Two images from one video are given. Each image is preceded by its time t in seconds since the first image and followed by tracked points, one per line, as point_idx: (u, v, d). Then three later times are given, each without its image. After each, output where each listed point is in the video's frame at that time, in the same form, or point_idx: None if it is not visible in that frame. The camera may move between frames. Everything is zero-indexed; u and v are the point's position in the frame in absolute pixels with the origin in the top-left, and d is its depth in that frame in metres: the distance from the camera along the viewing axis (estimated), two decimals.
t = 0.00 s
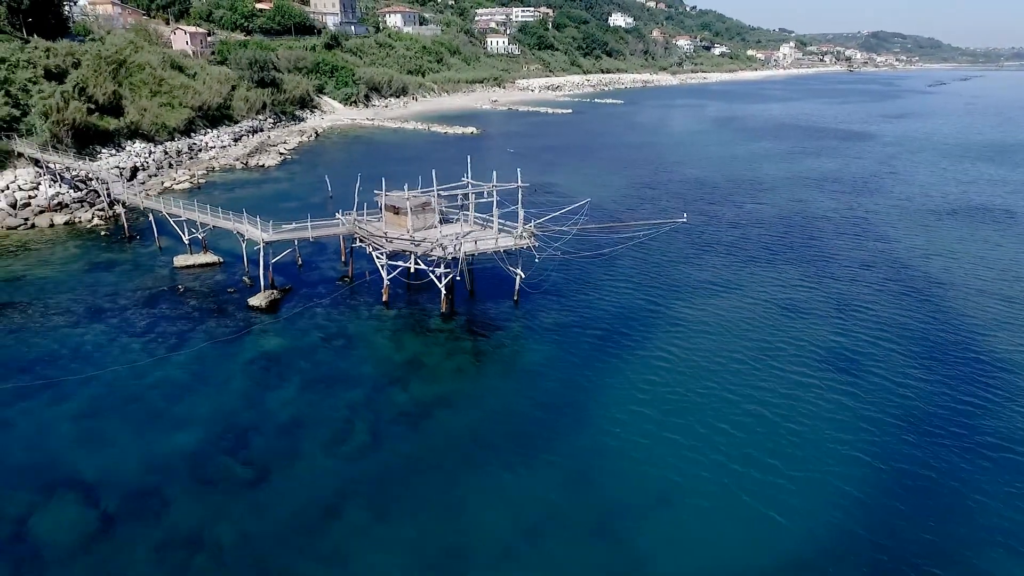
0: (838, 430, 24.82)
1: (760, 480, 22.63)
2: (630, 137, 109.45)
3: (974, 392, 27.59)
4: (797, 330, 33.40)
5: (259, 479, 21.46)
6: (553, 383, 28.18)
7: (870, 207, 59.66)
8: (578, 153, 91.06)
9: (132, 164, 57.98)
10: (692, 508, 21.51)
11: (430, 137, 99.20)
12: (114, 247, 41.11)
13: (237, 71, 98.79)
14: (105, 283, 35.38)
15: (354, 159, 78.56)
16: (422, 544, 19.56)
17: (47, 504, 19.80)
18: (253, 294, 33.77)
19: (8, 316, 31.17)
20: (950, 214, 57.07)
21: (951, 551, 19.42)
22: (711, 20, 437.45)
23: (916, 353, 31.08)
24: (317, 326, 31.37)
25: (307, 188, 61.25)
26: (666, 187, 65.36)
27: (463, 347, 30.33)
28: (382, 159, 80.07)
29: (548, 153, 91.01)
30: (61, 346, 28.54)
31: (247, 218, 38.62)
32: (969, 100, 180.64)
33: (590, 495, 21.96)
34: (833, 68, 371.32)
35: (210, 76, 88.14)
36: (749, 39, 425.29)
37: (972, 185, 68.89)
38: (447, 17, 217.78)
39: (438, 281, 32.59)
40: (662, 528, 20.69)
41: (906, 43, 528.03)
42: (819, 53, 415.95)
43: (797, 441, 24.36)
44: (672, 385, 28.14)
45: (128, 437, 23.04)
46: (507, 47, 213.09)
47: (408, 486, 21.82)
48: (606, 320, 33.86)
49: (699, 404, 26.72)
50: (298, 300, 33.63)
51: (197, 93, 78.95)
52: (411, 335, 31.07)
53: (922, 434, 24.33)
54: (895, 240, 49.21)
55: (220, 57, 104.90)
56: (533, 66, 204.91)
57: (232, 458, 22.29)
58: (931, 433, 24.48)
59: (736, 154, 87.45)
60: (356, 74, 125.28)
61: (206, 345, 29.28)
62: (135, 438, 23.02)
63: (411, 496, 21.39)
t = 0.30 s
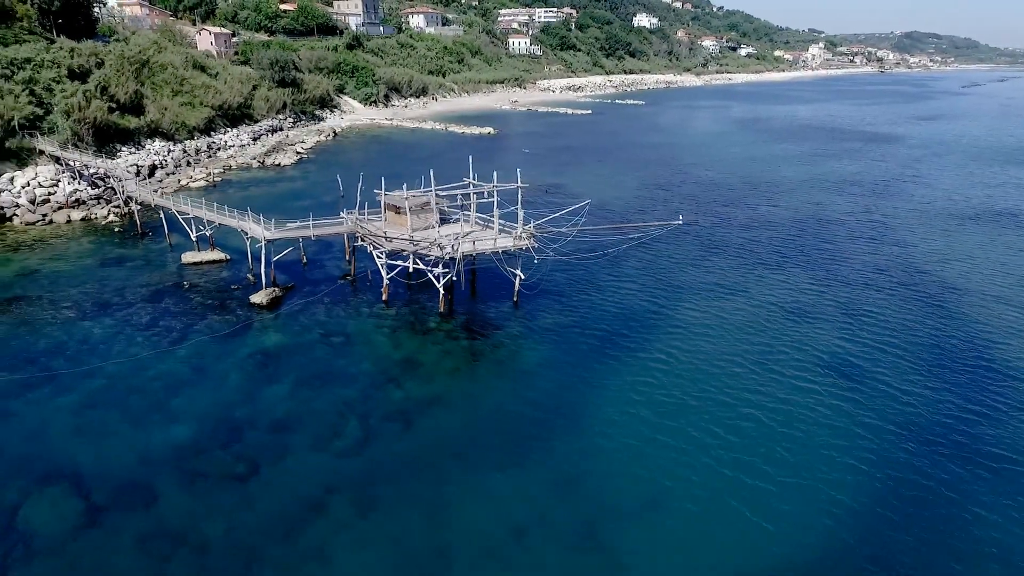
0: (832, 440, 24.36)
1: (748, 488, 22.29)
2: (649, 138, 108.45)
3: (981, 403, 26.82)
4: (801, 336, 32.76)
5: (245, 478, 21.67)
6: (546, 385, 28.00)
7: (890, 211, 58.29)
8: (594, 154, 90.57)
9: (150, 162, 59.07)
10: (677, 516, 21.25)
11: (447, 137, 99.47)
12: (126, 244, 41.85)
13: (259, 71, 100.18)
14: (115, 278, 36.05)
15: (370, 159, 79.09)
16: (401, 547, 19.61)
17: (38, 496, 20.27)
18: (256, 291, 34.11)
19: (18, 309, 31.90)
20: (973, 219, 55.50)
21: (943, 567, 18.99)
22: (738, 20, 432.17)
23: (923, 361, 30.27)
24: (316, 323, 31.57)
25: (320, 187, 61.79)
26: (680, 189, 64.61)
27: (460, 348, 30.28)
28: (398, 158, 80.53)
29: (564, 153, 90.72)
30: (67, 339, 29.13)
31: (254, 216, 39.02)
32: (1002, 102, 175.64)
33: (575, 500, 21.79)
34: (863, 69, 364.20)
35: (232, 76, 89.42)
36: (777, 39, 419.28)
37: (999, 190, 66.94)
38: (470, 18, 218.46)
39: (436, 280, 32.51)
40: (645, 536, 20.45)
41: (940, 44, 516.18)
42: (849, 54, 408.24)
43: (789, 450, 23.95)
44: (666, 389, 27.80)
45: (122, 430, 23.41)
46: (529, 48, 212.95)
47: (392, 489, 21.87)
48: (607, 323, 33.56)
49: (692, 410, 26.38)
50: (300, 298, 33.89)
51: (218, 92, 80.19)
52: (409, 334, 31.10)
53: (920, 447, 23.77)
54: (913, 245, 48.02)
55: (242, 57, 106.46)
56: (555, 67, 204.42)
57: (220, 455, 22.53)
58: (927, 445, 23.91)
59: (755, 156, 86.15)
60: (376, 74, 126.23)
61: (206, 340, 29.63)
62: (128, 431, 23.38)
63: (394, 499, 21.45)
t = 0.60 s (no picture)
0: (824, 452, 23.92)
1: (731, 497, 22.05)
2: (669, 140, 107.32)
3: (987, 416, 26.03)
4: (805, 344, 32.18)
5: (230, 474, 21.98)
6: (537, 387, 27.91)
7: (910, 216, 56.84)
8: (612, 155, 90.02)
9: (169, 160, 60.18)
10: (656, 523, 21.13)
11: (464, 138, 99.65)
12: (139, 240, 42.66)
13: (280, 71, 101.46)
14: (124, 274, 36.76)
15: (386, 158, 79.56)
16: (377, 545, 19.72)
17: (28, 486, 20.83)
18: (259, 289, 34.49)
19: (29, 302, 32.65)
20: (997, 225, 53.82)
21: None
22: (767, 21, 426.28)
23: (931, 372, 29.45)
24: (315, 322, 31.81)
25: (334, 186, 62.33)
26: (695, 191, 63.83)
27: (456, 348, 30.26)
28: (413, 158, 80.88)
29: (581, 154, 90.29)
30: (72, 332, 29.76)
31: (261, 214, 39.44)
32: None
33: (555, 504, 21.71)
34: (895, 70, 356.23)
35: (253, 76, 90.72)
36: (806, 40, 412.44)
37: None
38: (493, 19, 218.76)
39: (435, 280, 32.54)
40: (622, 542, 20.28)
41: (977, 45, 502.83)
42: (880, 55, 399.82)
43: (777, 461, 23.60)
44: (658, 396, 27.60)
45: (116, 422, 23.87)
46: (552, 48, 212.59)
47: (374, 487, 22.00)
48: (606, 327, 33.31)
49: (682, 418, 26.15)
50: (302, 296, 34.20)
51: (239, 92, 81.42)
52: (407, 334, 31.20)
53: (915, 461, 23.18)
54: (931, 251, 46.75)
55: (265, 58, 107.96)
56: (578, 68, 203.68)
57: (207, 450, 22.86)
58: (922, 459, 23.34)
59: (775, 159, 84.80)
60: (397, 74, 126.93)
61: (206, 336, 30.03)
62: (122, 423, 23.82)
63: (374, 497, 21.58)
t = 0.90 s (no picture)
0: (816, 462, 23.57)
1: (716, 504, 21.80)
2: (689, 141, 106.13)
3: (993, 428, 25.30)
4: (807, 351, 31.66)
5: (219, 468, 22.37)
6: (532, 386, 27.89)
7: (932, 220, 55.33)
8: (629, 156, 89.46)
9: (187, 159, 61.34)
10: (636, 524, 21.00)
11: (482, 138, 99.72)
12: (151, 237, 43.48)
13: (302, 71, 102.64)
14: (134, 269, 37.49)
15: (402, 158, 80.02)
16: (357, 542, 19.91)
17: (24, 474, 21.47)
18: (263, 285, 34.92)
19: (40, 295, 33.46)
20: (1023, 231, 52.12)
21: None
22: (796, 21, 419.57)
23: (939, 381, 28.68)
24: (315, 319, 32.10)
25: (347, 185, 62.81)
26: (710, 194, 63.00)
27: (452, 348, 30.30)
28: (430, 158, 81.20)
29: (598, 155, 89.81)
30: (79, 325, 30.44)
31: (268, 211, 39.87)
32: None
33: (539, 505, 21.63)
34: (928, 71, 347.90)
35: (275, 75, 91.85)
36: (836, 40, 404.97)
37: None
38: (516, 19, 218.83)
39: (435, 280, 32.60)
40: (605, 545, 20.18)
41: (1015, 45, 488.73)
42: (913, 56, 390.96)
43: (770, 468, 23.28)
44: (654, 399, 27.41)
45: (113, 414, 24.40)
46: (574, 49, 211.94)
47: (359, 484, 22.15)
48: (606, 330, 33.11)
49: (676, 422, 25.96)
50: (304, 293, 34.53)
51: (259, 91, 82.58)
52: (405, 333, 31.32)
53: (909, 474, 22.74)
54: (950, 257, 45.48)
55: (288, 57, 109.31)
56: (601, 69, 202.75)
57: (199, 444, 23.29)
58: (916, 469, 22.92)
59: (795, 162, 83.33)
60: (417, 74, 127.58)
61: (207, 332, 30.51)
62: (119, 415, 24.35)
63: (360, 493, 21.75)
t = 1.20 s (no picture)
0: (808, 475, 23.26)
1: (701, 510, 21.85)
2: (708, 143, 104.92)
3: (994, 444, 24.74)
4: (808, 358, 31.14)
5: (207, 463, 22.68)
6: (524, 388, 28.05)
7: (952, 225, 53.93)
8: (645, 157, 88.69)
9: (203, 157, 62.30)
10: (620, 528, 21.06)
11: (499, 138, 99.71)
12: (162, 234, 44.21)
13: (321, 70, 103.63)
14: (142, 265, 38.13)
15: (416, 157, 80.34)
16: (340, 539, 20.15)
17: (16, 463, 21.92)
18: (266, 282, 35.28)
19: (49, 290, 34.14)
20: None
21: None
22: (825, 20, 412.48)
23: (940, 395, 28.14)
24: (314, 317, 32.33)
25: (360, 184, 63.26)
26: (724, 196, 62.15)
27: (448, 349, 30.31)
28: (445, 158, 81.43)
29: (613, 156, 89.16)
30: (83, 320, 31.01)
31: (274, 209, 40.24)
32: None
33: (523, 507, 21.72)
34: (961, 73, 339.66)
35: (294, 75, 92.79)
36: (867, 41, 397.42)
37: None
38: (538, 19, 218.52)
39: (433, 280, 32.59)
40: (588, 551, 20.12)
41: None
42: (946, 57, 381.95)
43: (758, 477, 23.23)
44: (645, 403, 27.50)
45: (108, 407, 24.83)
46: (596, 49, 210.98)
47: (346, 482, 22.41)
48: (605, 332, 32.88)
49: (666, 427, 25.97)
50: (306, 291, 34.79)
51: (278, 91, 83.57)
52: (402, 332, 31.36)
53: (903, 489, 22.30)
54: (968, 264, 44.29)
55: (308, 57, 110.42)
56: (622, 69, 201.49)
57: (190, 438, 23.66)
58: (907, 482, 22.69)
59: (815, 165, 81.88)
60: (437, 74, 128.03)
61: (207, 327, 30.87)
62: (113, 409, 24.78)
63: (346, 491, 22.03)
